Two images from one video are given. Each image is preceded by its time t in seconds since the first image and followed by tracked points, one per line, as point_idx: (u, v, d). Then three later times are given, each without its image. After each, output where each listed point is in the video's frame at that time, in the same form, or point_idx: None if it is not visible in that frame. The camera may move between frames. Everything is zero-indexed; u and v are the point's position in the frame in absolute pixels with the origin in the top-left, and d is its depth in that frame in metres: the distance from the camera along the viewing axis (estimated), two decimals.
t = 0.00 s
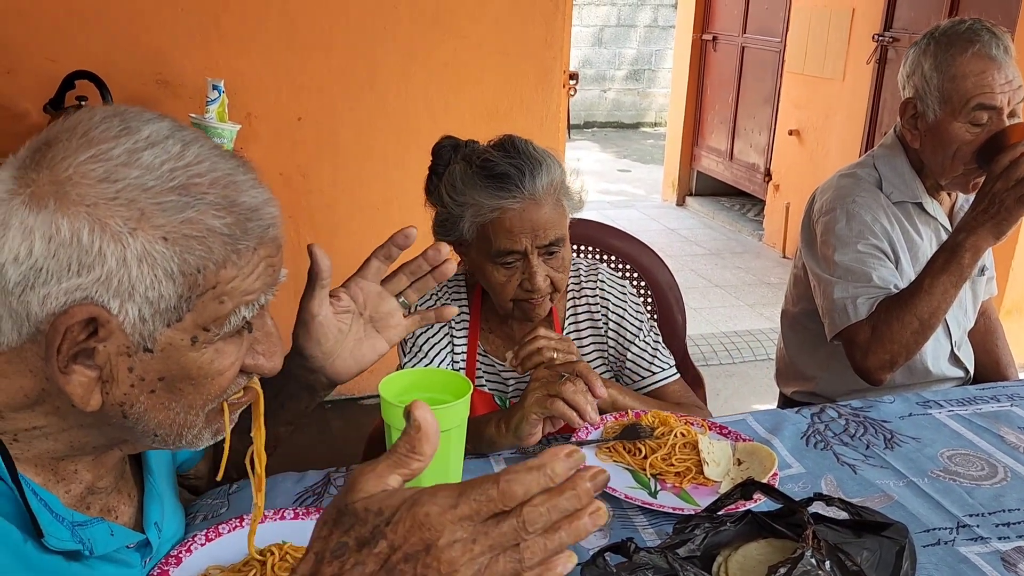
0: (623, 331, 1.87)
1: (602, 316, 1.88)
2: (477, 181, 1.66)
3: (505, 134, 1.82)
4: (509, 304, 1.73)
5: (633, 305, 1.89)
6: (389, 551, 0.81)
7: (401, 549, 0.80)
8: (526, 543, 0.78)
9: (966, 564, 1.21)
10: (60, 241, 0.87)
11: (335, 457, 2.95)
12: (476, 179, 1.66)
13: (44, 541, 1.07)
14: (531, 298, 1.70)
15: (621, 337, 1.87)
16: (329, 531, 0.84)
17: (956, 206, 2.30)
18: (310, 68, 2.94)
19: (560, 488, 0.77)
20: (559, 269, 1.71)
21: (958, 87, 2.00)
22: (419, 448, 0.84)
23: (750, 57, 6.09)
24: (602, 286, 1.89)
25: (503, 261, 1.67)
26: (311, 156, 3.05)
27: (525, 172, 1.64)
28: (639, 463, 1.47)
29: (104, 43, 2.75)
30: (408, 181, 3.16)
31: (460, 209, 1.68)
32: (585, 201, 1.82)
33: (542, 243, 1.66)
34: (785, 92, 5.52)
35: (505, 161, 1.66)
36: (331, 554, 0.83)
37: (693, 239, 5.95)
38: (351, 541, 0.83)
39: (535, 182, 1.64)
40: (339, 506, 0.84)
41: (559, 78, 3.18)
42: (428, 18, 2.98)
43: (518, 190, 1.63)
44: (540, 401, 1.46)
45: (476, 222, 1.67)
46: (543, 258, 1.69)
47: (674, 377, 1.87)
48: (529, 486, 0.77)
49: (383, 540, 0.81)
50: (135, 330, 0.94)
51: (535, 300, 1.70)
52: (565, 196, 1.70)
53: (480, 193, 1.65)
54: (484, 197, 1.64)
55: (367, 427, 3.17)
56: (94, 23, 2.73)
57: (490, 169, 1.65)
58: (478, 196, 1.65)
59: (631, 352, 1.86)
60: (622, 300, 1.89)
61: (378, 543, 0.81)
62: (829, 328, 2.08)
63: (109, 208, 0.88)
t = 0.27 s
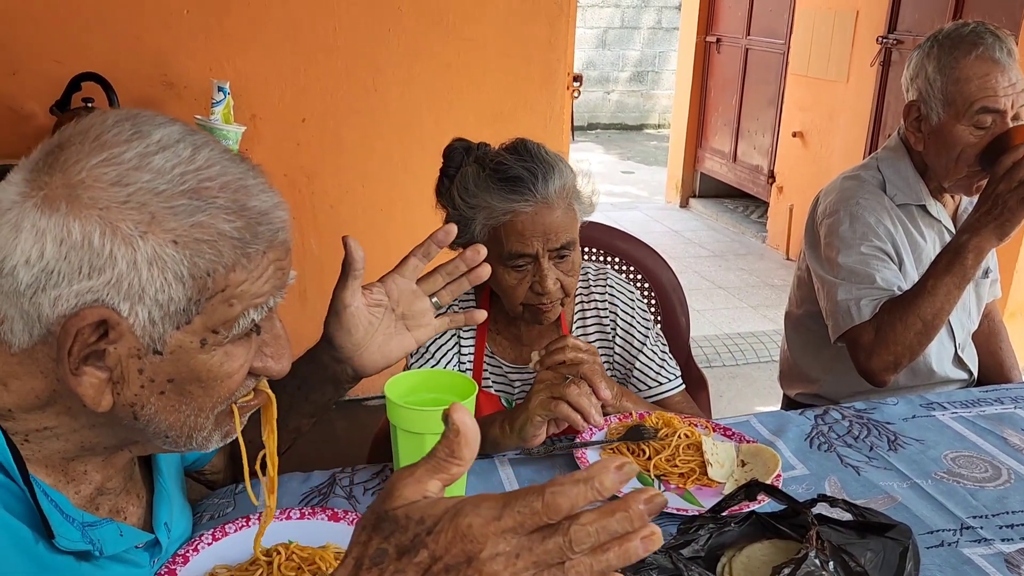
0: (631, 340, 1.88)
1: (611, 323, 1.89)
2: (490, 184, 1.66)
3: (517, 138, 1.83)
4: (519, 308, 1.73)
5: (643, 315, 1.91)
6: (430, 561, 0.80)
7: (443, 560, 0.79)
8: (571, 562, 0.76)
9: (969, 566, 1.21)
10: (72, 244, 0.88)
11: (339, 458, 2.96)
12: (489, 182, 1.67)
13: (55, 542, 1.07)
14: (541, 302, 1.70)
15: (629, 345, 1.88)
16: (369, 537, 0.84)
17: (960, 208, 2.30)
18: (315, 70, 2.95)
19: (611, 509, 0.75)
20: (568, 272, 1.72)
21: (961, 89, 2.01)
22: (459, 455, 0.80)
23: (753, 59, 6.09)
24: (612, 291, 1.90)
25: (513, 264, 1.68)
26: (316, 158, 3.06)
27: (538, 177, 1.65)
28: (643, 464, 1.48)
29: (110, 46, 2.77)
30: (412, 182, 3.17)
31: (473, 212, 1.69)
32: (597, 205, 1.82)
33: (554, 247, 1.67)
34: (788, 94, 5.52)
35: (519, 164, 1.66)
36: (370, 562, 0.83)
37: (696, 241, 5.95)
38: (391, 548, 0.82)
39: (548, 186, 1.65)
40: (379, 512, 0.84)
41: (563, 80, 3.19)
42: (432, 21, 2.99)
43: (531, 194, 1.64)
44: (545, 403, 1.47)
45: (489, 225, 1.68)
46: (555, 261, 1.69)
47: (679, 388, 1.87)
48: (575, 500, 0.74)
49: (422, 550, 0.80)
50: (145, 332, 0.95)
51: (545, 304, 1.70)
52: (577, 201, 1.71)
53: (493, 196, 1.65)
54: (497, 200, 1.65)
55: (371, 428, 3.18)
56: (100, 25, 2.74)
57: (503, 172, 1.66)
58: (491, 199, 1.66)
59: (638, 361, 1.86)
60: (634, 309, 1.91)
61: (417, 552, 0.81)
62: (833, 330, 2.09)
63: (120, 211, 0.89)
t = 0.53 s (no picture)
0: (637, 343, 1.88)
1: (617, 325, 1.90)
2: (501, 185, 1.67)
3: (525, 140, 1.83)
4: (528, 309, 1.73)
5: (648, 318, 1.91)
6: None
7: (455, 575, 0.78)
8: None
9: (974, 568, 1.21)
10: (79, 243, 0.89)
11: (343, 458, 2.97)
12: (499, 183, 1.67)
13: (60, 542, 1.07)
14: (551, 303, 1.70)
15: (635, 349, 1.88)
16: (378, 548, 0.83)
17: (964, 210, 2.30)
18: (320, 71, 2.96)
19: (628, 528, 0.75)
20: (578, 274, 1.73)
21: (966, 91, 2.01)
22: (470, 465, 0.78)
23: (757, 60, 6.09)
24: (618, 292, 1.90)
25: (523, 264, 1.68)
26: (320, 158, 3.06)
27: (549, 178, 1.65)
28: (647, 465, 1.48)
29: (116, 46, 2.78)
30: (417, 183, 3.17)
31: (483, 213, 1.69)
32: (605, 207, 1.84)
33: (563, 248, 1.68)
34: (793, 95, 5.52)
35: (530, 165, 1.67)
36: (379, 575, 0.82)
37: (700, 242, 5.95)
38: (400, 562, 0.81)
39: (559, 187, 1.66)
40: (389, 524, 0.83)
41: (567, 81, 3.19)
42: (437, 22, 3.00)
43: (542, 195, 1.65)
44: (548, 406, 1.47)
45: (499, 226, 1.68)
46: (564, 263, 1.70)
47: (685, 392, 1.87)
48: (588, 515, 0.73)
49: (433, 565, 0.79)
50: (150, 331, 0.95)
51: (554, 305, 1.70)
52: (587, 203, 1.72)
53: (504, 197, 1.65)
54: (508, 201, 1.65)
55: (374, 428, 3.19)
56: (106, 26, 2.75)
57: (513, 173, 1.67)
58: (501, 200, 1.66)
59: (644, 365, 1.86)
60: (640, 312, 1.90)
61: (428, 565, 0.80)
62: (837, 331, 2.09)
63: (127, 211, 0.90)
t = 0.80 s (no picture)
0: (643, 344, 1.88)
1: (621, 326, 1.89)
2: (509, 188, 1.66)
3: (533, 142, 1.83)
4: (535, 312, 1.73)
5: (654, 317, 1.91)
6: None
7: None
8: None
9: (978, 572, 1.21)
10: (80, 246, 0.89)
11: (346, 460, 2.97)
12: (507, 186, 1.67)
13: (64, 544, 1.07)
14: (557, 306, 1.70)
15: (640, 349, 1.88)
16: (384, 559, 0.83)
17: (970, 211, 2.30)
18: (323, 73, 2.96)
19: (634, 540, 0.74)
20: (585, 277, 1.73)
21: (970, 92, 2.00)
22: (475, 477, 0.78)
23: (762, 61, 6.08)
24: (623, 293, 1.90)
25: (530, 268, 1.68)
26: (323, 160, 3.06)
27: (558, 181, 1.65)
28: (650, 468, 1.48)
29: (120, 48, 2.78)
30: (420, 184, 3.17)
31: (490, 215, 1.69)
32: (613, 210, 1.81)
33: (571, 251, 1.67)
34: (797, 96, 5.51)
35: (538, 168, 1.67)
36: None
37: (704, 244, 5.94)
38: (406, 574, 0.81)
39: (568, 191, 1.65)
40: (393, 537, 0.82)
41: (571, 82, 3.19)
42: (441, 23, 3.00)
43: (550, 198, 1.64)
44: (552, 410, 1.47)
45: (506, 229, 1.67)
46: (571, 266, 1.70)
47: (690, 392, 1.87)
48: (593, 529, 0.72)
49: None
50: (153, 333, 0.95)
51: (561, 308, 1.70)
52: (594, 206, 1.72)
53: (512, 200, 1.65)
54: (515, 203, 1.65)
55: (378, 430, 3.18)
56: (110, 27, 2.76)
57: (522, 176, 1.66)
58: (509, 203, 1.66)
59: (651, 366, 1.86)
60: (644, 312, 1.90)
61: None
62: (842, 333, 2.08)
63: (128, 213, 0.90)
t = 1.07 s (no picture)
0: (650, 344, 1.88)
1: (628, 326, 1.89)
2: (524, 190, 1.66)
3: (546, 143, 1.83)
4: (546, 314, 1.73)
5: (661, 317, 1.91)
6: None
7: None
8: None
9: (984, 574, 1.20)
10: (87, 252, 0.90)
11: (350, 461, 2.97)
12: (522, 188, 1.67)
13: (70, 546, 1.08)
14: (569, 309, 1.71)
15: (648, 350, 1.88)
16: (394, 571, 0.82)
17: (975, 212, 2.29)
18: (327, 73, 2.96)
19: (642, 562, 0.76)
20: (596, 280, 1.73)
21: (976, 93, 1.99)
22: (492, 496, 0.78)
23: (766, 62, 6.07)
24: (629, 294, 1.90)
25: (542, 270, 1.68)
26: (328, 160, 3.07)
27: (573, 184, 1.65)
28: (655, 469, 1.48)
29: (125, 49, 2.79)
30: (424, 185, 3.18)
31: (504, 218, 1.69)
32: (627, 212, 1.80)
33: (584, 255, 1.67)
34: (802, 97, 5.50)
35: (553, 171, 1.67)
36: None
37: (709, 245, 5.93)
38: None
39: (582, 194, 1.65)
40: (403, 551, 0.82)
41: (575, 83, 3.19)
42: (445, 24, 3.00)
43: (565, 202, 1.64)
44: (555, 412, 1.46)
45: (520, 232, 1.67)
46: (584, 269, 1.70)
47: (698, 394, 1.87)
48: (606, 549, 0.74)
49: None
50: (163, 335, 0.96)
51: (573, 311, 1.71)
52: (607, 209, 1.72)
53: (526, 203, 1.65)
54: (530, 206, 1.65)
55: (381, 431, 3.19)
56: (115, 28, 2.77)
57: (537, 179, 1.66)
58: (523, 206, 1.66)
59: (658, 366, 1.86)
60: (652, 313, 1.90)
61: None
62: (847, 335, 2.08)
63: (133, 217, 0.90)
